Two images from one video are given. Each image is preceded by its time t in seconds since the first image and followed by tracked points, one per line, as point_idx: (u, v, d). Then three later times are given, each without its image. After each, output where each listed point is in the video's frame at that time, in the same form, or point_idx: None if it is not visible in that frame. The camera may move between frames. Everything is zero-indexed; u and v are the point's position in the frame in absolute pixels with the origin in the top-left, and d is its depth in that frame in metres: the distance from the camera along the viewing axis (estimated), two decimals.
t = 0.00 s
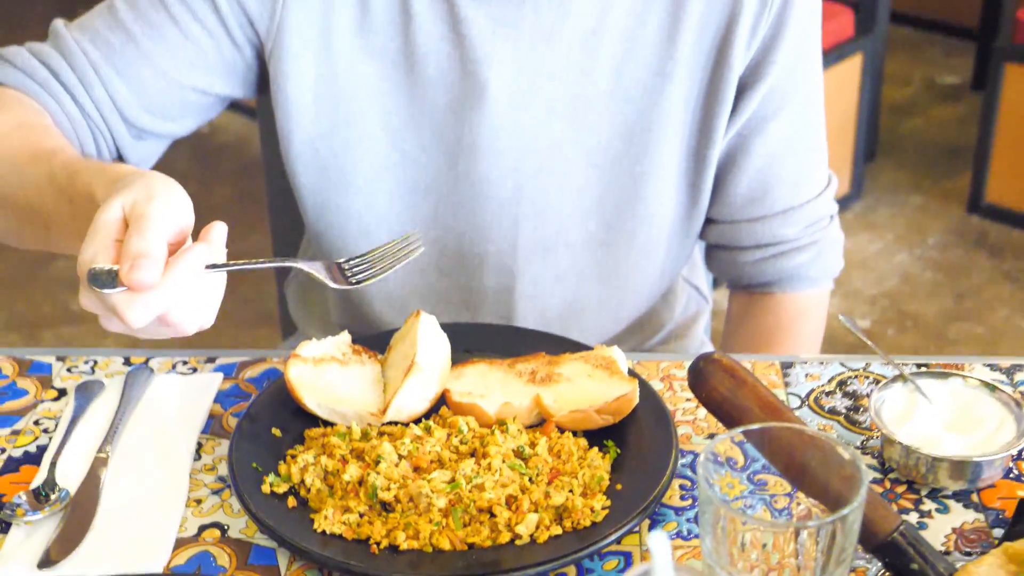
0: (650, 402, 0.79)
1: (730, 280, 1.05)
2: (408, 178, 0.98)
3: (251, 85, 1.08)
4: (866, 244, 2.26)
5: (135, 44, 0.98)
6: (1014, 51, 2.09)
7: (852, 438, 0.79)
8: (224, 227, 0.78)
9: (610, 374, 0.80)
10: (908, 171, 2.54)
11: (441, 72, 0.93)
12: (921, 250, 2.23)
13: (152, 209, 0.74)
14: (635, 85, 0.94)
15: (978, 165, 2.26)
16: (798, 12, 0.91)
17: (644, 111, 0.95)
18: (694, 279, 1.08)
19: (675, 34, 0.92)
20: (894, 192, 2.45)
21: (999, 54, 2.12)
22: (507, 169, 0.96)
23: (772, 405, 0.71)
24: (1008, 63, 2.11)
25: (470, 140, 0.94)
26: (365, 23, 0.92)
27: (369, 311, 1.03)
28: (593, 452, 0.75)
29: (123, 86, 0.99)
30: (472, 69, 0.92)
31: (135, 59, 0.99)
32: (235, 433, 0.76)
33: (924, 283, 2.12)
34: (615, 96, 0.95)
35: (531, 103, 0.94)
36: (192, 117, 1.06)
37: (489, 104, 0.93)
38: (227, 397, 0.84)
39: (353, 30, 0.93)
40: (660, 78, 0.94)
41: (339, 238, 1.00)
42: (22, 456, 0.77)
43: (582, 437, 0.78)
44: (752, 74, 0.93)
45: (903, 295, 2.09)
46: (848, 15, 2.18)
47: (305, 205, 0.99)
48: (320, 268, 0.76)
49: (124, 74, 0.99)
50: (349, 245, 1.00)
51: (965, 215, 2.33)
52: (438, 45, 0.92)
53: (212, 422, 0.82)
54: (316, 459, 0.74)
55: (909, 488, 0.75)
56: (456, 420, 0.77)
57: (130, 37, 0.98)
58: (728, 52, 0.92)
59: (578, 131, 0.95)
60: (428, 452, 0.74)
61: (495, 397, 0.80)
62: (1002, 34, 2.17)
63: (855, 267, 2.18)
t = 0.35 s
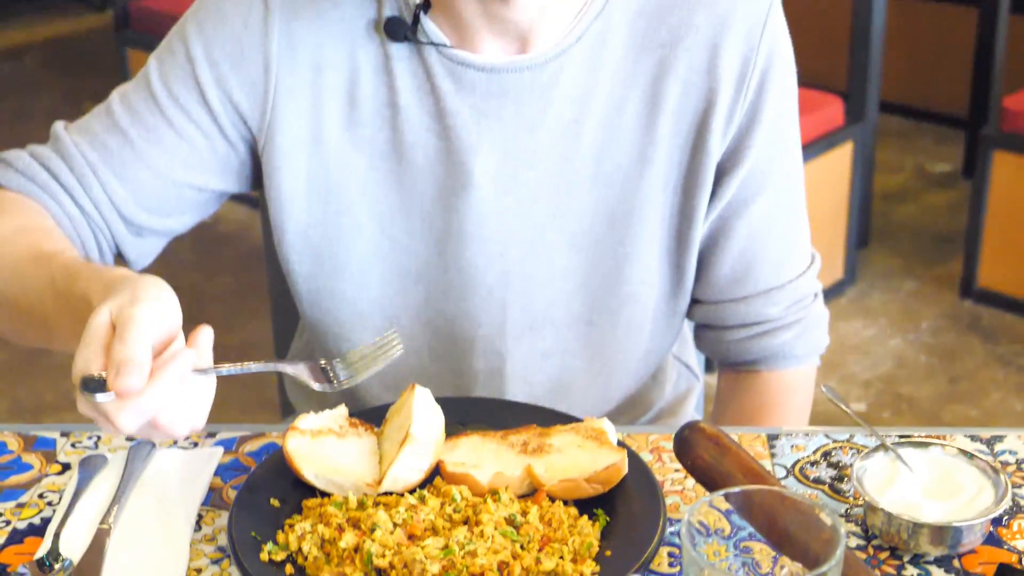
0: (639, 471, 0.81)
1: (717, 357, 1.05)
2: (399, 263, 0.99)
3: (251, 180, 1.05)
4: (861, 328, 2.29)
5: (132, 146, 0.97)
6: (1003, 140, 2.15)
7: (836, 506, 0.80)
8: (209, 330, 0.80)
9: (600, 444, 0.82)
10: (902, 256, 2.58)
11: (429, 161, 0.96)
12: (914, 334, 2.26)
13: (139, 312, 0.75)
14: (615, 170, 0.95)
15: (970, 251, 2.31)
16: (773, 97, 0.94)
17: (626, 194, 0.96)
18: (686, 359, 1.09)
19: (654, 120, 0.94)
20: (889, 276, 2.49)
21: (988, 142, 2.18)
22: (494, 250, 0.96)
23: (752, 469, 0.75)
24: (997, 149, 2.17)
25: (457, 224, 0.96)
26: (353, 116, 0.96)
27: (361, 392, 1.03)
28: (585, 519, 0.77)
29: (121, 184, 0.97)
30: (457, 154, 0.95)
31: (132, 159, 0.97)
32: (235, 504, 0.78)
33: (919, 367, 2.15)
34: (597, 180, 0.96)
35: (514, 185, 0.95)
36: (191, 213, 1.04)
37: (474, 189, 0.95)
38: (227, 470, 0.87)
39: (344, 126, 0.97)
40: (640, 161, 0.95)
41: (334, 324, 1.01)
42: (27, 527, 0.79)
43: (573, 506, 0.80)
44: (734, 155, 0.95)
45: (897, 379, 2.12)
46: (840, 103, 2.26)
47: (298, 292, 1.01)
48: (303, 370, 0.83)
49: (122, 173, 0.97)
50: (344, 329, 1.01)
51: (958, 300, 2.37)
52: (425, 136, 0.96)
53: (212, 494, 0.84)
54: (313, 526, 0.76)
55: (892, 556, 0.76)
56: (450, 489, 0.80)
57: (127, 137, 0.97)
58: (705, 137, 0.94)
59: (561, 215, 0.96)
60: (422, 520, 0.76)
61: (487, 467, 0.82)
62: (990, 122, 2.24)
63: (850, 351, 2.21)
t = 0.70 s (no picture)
0: (639, 506, 0.83)
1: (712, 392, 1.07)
2: (396, 302, 1.01)
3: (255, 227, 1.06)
4: (864, 376, 2.30)
5: (135, 202, 0.98)
6: (1003, 190, 2.17)
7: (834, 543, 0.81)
8: (219, 372, 0.82)
9: (600, 481, 0.83)
10: (907, 303, 2.59)
11: (423, 202, 0.98)
12: (919, 383, 2.27)
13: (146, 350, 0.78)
14: (605, 208, 0.98)
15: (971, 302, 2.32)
16: (753, 133, 0.98)
17: (616, 230, 0.99)
18: (684, 399, 1.11)
19: (641, 159, 0.98)
20: (893, 324, 2.50)
21: (988, 192, 2.19)
22: (489, 288, 0.98)
23: (748, 499, 0.77)
24: (998, 201, 2.19)
25: (451, 263, 0.98)
26: (347, 160, 0.98)
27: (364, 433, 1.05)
28: (587, 554, 0.79)
29: (126, 238, 0.99)
30: (452, 194, 0.97)
31: (135, 213, 0.99)
32: (242, 541, 0.79)
33: (924, 416, 2.16)
34: (587, 217, 0.98)
35: (507, 225, 0.97)
36: (196, 263, 1.05)
37: (467, 228, 0.97)
38: (236, 508, 0.88)
39: (338, 169, 0.99)
40: (629, 200, 0.98)
41: (335, 365, 1.03)
42: (39, 563, 0.81)
43: (574, 541, 0.82)
44: (720, 191, 0.99)
45: (901, 428, 2.14)
46: (840, 155, 2.29)
47: (300, 337, 1.03)
48: (313, 411, 0.84)
49: (125, 228, 0.99)
50: (347, 370, 1.03)
51: (961, 348, 2.38)
52: (419, 177, 0.98)
53: (221, 531, 0.86)
54: (319, 562, 0.77)
55: None
56: (454, 525, 0.82)
57: (129, 192, 0.99)
58: (693, 173, 0.98)
59: (553, 253, 0.98)
60: (426, 555, 0.78)
61: (490, 503, 0.83)
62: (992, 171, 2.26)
63: (855, 400, 2.22)
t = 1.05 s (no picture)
0: (632, 565, 0.90)
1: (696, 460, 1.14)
2: (407, 378, 1.08)
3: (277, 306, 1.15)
4: (845, 444, 2.32)
5: (167, 287, 1.07)
6: (968, 272, 2.26)
7: None
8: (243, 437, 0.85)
9: (595, 541, 0.90)
10: (879, 374, 2.59)
11: (431, 287, 1.06)
12: (894, 450, 2.30)
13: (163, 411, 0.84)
14: (600, 293, 1.06)
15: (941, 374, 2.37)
16: (734, 225, 1.08)
17: (609, 312, 1.07)
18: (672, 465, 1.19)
19: (631, 249, 1.06)
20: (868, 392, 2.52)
21: (954, 273, 2.28)
22: (492, 365, 1.06)
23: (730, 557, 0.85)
24: (964, 279, 2.27)
25: (456, 343, 1.06)
26: (359, 248, 1.07)
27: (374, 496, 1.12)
28: None
29: (158, 320, 1.08)
30: (456, 278, 1.05)
31: (167, 297, 1.07)
32: None
33: (900, 482, 2.19)
34: (582, 300, 1.06)
35: (508, 307, 1.05)
36: (221, 343, 1.13)
37: (472, 310, 1.05)
38: (258, 569, 0.94)
39: (352, 257, 1.08)
40: (620, 283, 1.06)
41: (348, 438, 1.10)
42: None
43: None
44: (703, 277, 1.08)
45: (879, 493, 2.16)
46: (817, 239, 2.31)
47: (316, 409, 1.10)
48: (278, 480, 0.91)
49: (158, 310, 1.07)
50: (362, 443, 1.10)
51: (932, 419, 2.41)
52: (428, 265, 1.06)
53: None
54: None
55: None
56: None
57: (162, 277, 1.08)
58: (678, 261, 1.06)
59: (552, 333, 1.06)
60: None
61: (492, 562, 0.90)
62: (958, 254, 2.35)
63: (835, 467, 2.24)
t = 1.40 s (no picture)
0: (619, 564, 0.99)
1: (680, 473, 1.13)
2: (417, 405, 1.08)
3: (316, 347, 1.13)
4: (817, 458, 2.32)
5: (214, 328, 1.06)
6: (928, 300, 2.26)
7: None
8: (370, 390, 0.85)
9: (586, 541, 1.00)
10: (845, 398, 2.58)
11: (442, 319, 1.06)
12: (861, 463, 2.31)
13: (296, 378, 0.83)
14: (595, 316, 1.06)
15: (902, 396, 2.37)
16: (716, 250, 1.08)
17: (604, 336, 1.06)
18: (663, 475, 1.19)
19: (622, 275, 1.06)
20: (837, 413, 2.51)
21: (914, 300, 2.29)
22: (495, 390, 1.05)
23: (707, 552, 0.95)
24: (922, 307, 2.28)
25: (461, 369, 1.06)
26: (377, 285, 1.07)
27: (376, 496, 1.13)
28: None
29: (212, 365, 1.06)
30: (464, 312, 1.05)
31: (220, 340, 1.05)
32: None
33: (869, 493, 2.19)
34: (580, 327, 1.06)
35: (509, 333, 1.05)
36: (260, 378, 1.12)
37: (476, 339, 1.05)
38: (280, 568, 1.04)
39: (363, 293, 1.08)
40: (613, 311, 1.05)
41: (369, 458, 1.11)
42: None
43: None
44: (688, 302, 1.08)
45: (848, 502, 2.17)
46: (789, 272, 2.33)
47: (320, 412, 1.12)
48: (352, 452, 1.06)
49: (212, 354, 1.05)
50: (381, 463, 1.11)
51: (896, 436, 2.40)
52: (438, 298, 1.06)
53: None
54: None
55: None
56: None
57: (212, 323, 1.06)
58: (664, 293, 1.06)
59: (550, 356, 1.05)
60: None
61: (493, 560, 1.00)
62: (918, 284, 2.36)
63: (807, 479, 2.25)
